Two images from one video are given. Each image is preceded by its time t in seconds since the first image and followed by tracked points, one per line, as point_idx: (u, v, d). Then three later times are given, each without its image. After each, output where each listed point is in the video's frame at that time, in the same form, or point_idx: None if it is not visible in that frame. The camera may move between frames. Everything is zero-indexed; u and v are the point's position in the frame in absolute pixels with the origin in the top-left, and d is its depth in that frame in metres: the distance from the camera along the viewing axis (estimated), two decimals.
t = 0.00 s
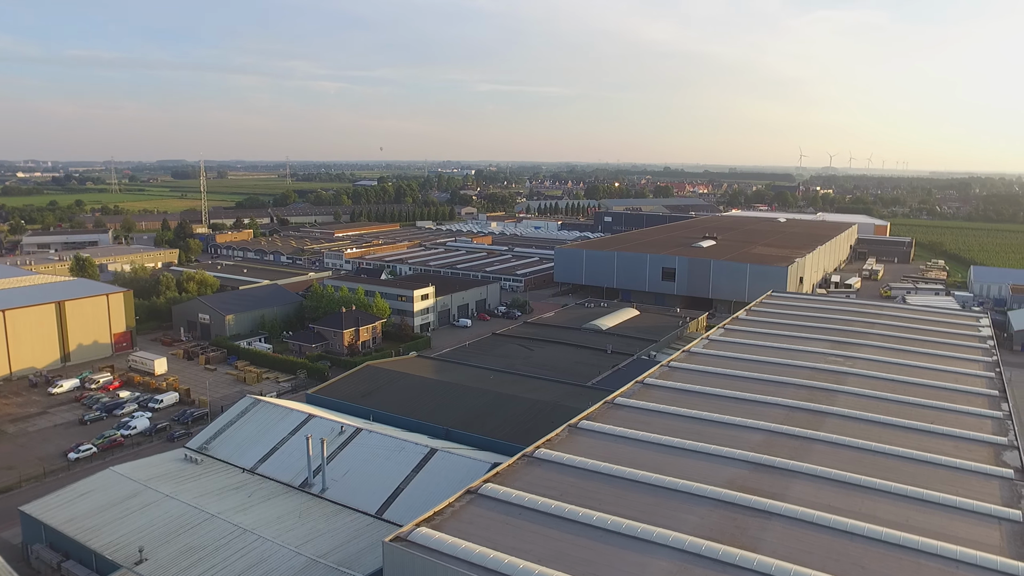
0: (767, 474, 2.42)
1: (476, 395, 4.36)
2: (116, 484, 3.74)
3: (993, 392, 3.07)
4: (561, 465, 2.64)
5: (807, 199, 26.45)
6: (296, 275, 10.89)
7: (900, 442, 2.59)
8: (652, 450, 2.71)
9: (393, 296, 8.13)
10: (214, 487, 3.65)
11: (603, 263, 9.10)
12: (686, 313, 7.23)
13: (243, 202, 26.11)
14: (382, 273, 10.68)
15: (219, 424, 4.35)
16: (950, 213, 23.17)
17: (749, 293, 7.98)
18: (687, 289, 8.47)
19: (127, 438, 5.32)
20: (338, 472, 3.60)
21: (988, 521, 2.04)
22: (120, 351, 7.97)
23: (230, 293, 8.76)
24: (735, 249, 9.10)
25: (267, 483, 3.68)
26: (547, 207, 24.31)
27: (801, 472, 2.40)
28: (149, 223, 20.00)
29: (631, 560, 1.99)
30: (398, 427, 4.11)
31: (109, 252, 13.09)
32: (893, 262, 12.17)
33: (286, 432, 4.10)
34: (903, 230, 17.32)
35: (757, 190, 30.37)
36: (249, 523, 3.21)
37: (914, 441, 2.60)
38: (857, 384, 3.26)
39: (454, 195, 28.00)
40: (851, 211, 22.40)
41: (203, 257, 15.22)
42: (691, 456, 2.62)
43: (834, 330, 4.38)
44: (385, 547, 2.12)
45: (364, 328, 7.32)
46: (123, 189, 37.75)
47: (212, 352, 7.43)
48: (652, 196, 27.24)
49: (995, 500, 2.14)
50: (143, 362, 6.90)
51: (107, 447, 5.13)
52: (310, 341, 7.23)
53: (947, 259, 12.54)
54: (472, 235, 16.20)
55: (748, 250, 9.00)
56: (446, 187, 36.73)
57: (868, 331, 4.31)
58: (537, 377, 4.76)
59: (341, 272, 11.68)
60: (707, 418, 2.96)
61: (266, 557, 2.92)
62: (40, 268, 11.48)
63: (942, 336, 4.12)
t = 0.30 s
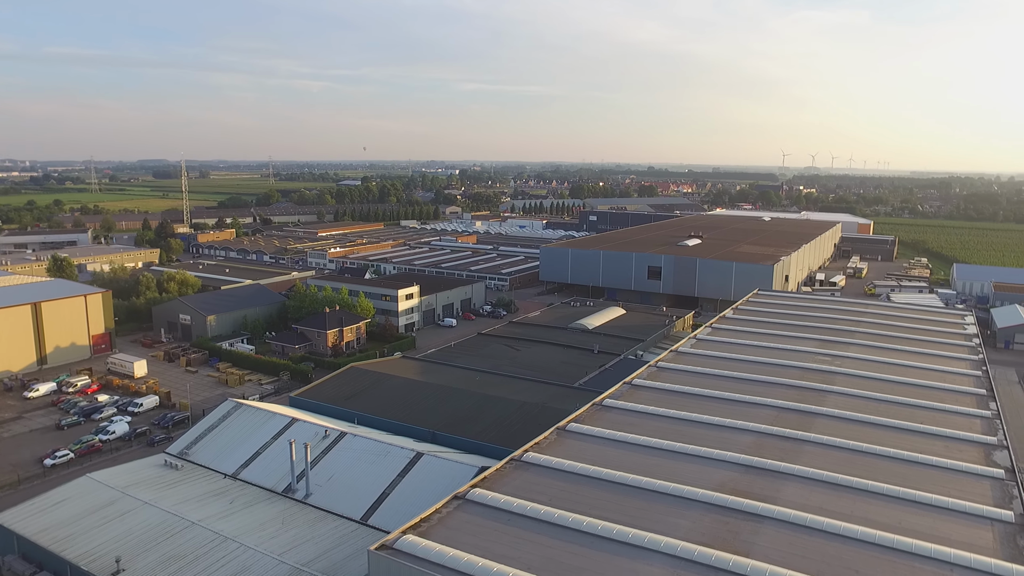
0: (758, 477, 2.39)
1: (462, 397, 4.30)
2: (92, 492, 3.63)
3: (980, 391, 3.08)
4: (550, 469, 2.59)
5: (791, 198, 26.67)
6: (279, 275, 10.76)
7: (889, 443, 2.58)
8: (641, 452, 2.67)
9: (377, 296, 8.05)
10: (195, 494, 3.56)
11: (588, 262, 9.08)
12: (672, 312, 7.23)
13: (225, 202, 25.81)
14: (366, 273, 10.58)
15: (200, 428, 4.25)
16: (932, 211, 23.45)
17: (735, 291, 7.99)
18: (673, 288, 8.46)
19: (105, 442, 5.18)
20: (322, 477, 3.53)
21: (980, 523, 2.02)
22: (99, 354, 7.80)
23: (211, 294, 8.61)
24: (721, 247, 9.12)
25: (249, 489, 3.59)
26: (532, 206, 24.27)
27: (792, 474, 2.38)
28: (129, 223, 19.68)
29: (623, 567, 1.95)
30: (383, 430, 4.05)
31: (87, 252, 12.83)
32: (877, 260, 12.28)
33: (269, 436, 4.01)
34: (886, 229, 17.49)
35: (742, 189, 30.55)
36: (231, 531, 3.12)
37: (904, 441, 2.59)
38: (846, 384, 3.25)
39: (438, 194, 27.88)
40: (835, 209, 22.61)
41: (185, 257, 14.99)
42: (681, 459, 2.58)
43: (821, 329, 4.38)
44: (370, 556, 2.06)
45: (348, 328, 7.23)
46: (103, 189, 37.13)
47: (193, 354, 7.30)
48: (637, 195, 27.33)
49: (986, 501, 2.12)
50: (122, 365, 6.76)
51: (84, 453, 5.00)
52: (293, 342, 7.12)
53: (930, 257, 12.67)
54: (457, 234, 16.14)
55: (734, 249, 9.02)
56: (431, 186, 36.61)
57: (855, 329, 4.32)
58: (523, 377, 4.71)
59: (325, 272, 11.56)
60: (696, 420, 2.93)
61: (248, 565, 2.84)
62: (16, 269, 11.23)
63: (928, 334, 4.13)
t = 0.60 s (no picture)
0: (750, 484, 2.36)
1: (447, 403, 4.24)
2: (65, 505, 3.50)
3: (968, 395, 3.08)
4: (538, 478, 2.54)
5: (773, 201, 26.90)
6: (261, 279, 10.61)
7: (880, 448, 2.57)
8: (631, 459, 2.64)
9: (360, 301, 7.95)
10: (173, 506, 3.45)
11: (573, 265, 9.05)
12: (658, 315, 7.22)
13: (206, 205, 25.50)
14: (349, 277, 10.47)
15: (178, 437, 4.13)
16: (912, 213, 23.79)
17: (720, 294, 8.01)
18: (657, 291, 8.46)
19: (81, 453, 5.01)
20: (305, 487, 3.44)
21: (974, 530, 2.00)
22: (76, 361, 7.62)
23: (191, 299, 8.46)
24: (705, 250, 9.13)
25: (229, 500, 3.49)
26: (516, 209, 24.26)
27: (783, 481, 2.35)
28: (108, 227, 19.35)
29: None
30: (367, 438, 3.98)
31: (64, 257, 12.56)
32: (859, 262, 12.40)
33: (249, 445, 3.90)
34: (867, 231, 17.70)
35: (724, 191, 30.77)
36: (211, 546, 3.02)
37: (894, 446, 2.58)
38: (834, 388, 3.25)
39: (422, 197, 27.76)
40: (817, 212, 22.85)
41: (165, 261, 14.75)
42: (672, 466, 2.55)
43: (808, 332, 4.38)
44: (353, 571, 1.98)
45: (331, 334, 7.12)
46: (80, 192, 36.49)
47: (173, 361, 7.14)
48: (620, 198, 27.43)
49: (978, 506, 2.11)
50: (99, 372, 6.60)
51: (59, 464, 4.82)
52: (275, 347, 7.00)
53: (911, 259, 12.82)
54: (441, 238, 16.07)
55: (718, 252, 9.05)
56: (414, 189, 36.48)
57: (842, 332, 4.32)
58: (509, 383, 4.66)
59: (307, 276, 11.43)
60: (686, 426, 2.90)
61: None
62: None
63: (913, 336, 4.15)
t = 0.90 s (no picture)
0: (743, 489, 2.33)
1: (434, 408, 4.18)
2: (39, 513, 3.33)
3: (958, 396, 3.09)
4: (528, 485, 2.48)
5: (758, 202, 27.08)
6: (244, 282, 10.47)
7: (873, 451, 2.55)
8: (622, 465, 2.60)
9: (345, 304, 7.86)
10: (153, 515, 3.31)
11: (560, 267, 9.02)
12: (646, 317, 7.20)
13: (189, 207, 25.21)
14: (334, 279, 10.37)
15: (158, 444, 3.99)
16: (895, 214, 24.08)
17: (708, 295, 8.02)
18: (645, 293, 8.46)
19: (59, 461, 4.81)
20: (290, 495, 3.34)
21: (970, 534, 1.98)
22: (55, 366, 7.45)
23: (173, 302, 8.31)
24: (693, 251, 9.14)
25: (211, 508, 3.37)
26: (502, 211, 24.23)
27: (776, 486, 2.32)
28: (88, 229, 19.04)
29: None
30: (353, 445, 3.90)
31: (43, 260, 12.32)
32: (845, 263, 12.49)
33: (232, 452, 3.78)
34: (851, 232, 17.88)
35: (710, 192, 30.98)
36: (194, 557, 2.90)
37: (887, 449, 2.56)
38: (825, 391, 3.23)
39: (407, 198, 27.65)
40: (801, 213, 23.06)
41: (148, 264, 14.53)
42: (664, 471, 2.51)
43: (797, 333, 4.37)
44: None
45: (316, 337, 7.03)
46: (61, 194, 35.94)
47: (155, 365, 6.99)
48: (606, 200, 27.49)
49: (973, 510, 2.10)
50: (79, 378, 6.44)
51: (37, 472, 4.63)
52: (259, 351, 6.89)
53: (895, 260, 12.94)
54: (427, 239, 15.98)
55: (706, 253, 9.06)
56: (400, 190, 36.35)
57: (830, 334, 4.32)
58: (498, 387, 4.61)
59: (292, 279, 11.31)
60: (677, 430, 2.87)
61: None
62: None
63: (901, 337, 4.17)
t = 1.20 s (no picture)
0: (742, 494, 2.29)
1: (427, 411, 4.12)
2: (21, 522, 3.23)
3: (955, 397, 3.07)
4: (525, 490, 2.43)
5: (749, 201, 27.18)
6: (234, 284, 10.36)
7: (872, 453, 2.52)
8: (619, 469, 2.55)
9: (336, 306, 7.78)
10: (141, 523, 3.23)
11: (553, 268, 8.98)
12: (639, 317, 7.17)
13: (179, 208, 24.98)
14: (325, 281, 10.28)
15: (145, 449, 3.89)
16: (885, 214, 24.23)
17: (701, 296, 8.00)
18: (638, 293, 8.43)
19: (44, 468, 4.60)
20: (281, 502, 3.27)
21: (974, 539, 1.95)
22: (41, 370, 7.33)
23: (161, 305, 8.20)
24: (685, 252, 9.13)
25: (200, 516, 3.28)
26: (493, 211, 24.20)
27: (776, 490, 2.29)
28: (76, 231, 18.82)
29: None
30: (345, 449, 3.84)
31: (29, 262, 12.14)
32: (837, 262, 12.54)
33: (221, 457, 3.70)
34: (842, 232, 17.97)
35: (700, 192, 31.06)
36: (183, 568, 2.82)
37: (887, 452, 2.54)
38: (822, 392, 3.21)
39: (398, 199, 27.57)
40: (792, 212, 23.18)
41: (136, 266, 14.36)
42: (662, 475, 2.47)
43: (792, 334, 4.36)
44: None
45: (306, 340, 6.94)
46: (47, 195, 35.57)
47: (143, 369, 6.88)
48: (597, 200, 27.51)
49: (976, 514, 2.07)
50: (65, 382, 6.31)
51: (21, 479, 4.40)
52: (249, 354, 6.80)
53: (886, 259, 13.01)
54: (419, 240, 15.92)
55: (698, 253, 9.05)
56: (391, 191, 36.26)
57: (825, 334, 4.31)
58: (491, 389, 4.56)
59: (282, 281, 11.21)
60: (675, 433, 2.83)
61: None
62: None
63: (896, 338, 4.16)
